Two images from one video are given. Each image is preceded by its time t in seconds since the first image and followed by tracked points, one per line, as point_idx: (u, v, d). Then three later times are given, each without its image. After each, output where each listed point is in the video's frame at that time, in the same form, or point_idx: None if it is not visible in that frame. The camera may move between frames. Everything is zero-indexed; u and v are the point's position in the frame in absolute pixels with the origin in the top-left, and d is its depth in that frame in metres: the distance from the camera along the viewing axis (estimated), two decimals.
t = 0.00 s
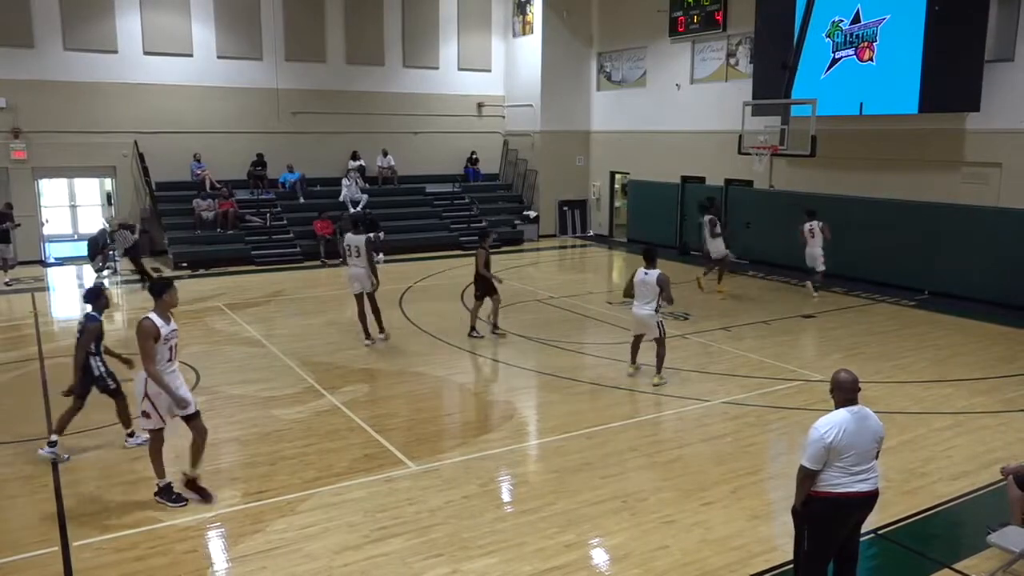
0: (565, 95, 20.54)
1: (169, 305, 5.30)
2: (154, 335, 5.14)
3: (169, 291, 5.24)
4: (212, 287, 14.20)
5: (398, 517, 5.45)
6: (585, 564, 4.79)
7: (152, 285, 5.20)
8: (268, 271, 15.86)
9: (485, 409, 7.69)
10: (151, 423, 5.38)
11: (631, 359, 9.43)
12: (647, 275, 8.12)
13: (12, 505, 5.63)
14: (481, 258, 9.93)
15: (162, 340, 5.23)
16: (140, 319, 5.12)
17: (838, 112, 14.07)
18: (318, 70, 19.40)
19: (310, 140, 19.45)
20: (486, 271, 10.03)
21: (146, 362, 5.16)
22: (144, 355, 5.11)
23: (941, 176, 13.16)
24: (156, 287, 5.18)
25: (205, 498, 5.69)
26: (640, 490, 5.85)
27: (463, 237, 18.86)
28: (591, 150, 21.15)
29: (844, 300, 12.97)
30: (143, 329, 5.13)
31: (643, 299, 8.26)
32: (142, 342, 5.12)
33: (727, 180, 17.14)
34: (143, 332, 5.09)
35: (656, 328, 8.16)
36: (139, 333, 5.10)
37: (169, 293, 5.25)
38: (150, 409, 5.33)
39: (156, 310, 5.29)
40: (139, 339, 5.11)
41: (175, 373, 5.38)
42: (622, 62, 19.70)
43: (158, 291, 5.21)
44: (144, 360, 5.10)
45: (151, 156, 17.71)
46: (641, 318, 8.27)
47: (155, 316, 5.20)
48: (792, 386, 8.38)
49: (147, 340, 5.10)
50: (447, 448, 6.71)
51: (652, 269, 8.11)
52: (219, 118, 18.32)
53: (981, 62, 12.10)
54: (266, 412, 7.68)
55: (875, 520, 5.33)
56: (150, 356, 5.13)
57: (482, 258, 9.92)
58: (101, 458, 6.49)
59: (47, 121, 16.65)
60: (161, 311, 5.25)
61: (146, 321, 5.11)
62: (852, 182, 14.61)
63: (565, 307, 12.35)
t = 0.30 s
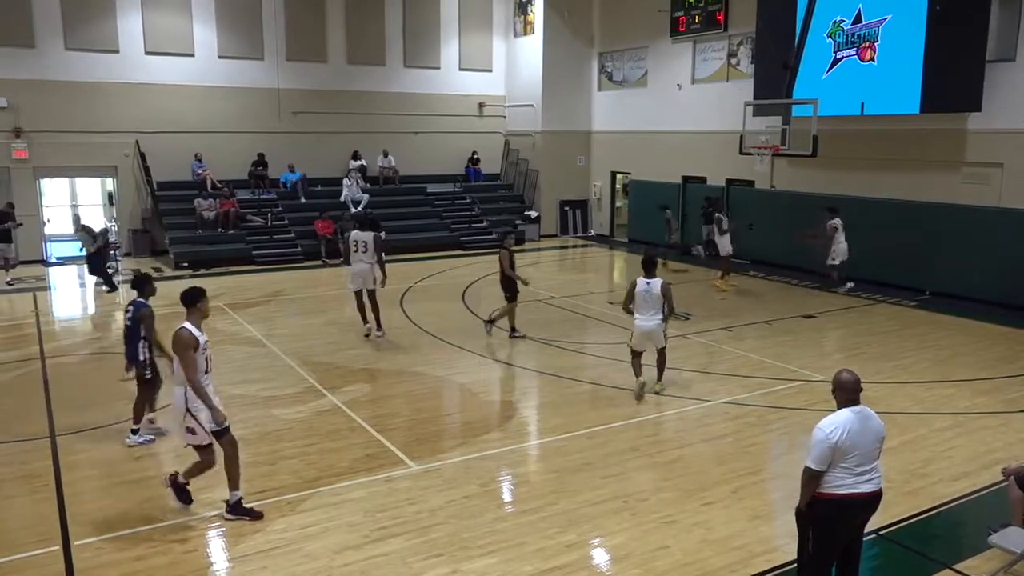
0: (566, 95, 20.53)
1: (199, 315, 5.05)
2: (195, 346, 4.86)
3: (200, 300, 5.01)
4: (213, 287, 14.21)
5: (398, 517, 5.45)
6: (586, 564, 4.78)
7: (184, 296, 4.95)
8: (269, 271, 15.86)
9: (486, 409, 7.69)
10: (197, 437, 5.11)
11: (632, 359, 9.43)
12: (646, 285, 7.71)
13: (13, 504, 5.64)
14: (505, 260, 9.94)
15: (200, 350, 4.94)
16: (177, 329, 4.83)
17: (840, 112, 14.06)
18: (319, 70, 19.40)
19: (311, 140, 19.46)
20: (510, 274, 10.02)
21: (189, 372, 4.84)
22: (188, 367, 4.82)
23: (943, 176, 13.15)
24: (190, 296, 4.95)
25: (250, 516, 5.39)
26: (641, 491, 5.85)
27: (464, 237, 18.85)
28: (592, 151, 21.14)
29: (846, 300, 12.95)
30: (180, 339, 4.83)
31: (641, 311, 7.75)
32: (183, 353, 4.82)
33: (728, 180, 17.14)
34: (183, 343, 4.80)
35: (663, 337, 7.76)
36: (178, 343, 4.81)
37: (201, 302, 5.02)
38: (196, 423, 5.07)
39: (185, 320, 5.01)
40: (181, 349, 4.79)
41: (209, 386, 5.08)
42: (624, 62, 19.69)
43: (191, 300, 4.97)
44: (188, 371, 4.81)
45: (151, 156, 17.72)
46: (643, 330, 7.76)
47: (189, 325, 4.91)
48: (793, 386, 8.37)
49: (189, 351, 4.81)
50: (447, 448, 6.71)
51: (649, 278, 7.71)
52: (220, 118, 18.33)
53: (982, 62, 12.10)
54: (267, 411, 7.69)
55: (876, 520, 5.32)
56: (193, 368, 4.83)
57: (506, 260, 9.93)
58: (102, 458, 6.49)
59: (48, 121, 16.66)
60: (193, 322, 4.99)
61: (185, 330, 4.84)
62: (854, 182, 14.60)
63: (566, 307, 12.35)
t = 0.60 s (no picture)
0: (576, 94, 20.50)
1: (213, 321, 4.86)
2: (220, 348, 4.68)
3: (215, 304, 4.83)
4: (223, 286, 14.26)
5: (407, 516, 5.45)
6: (594, 564, 4.78)
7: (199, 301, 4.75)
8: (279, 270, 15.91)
9: (495, 409, 7.69)
10: (237, 445, 4.81)
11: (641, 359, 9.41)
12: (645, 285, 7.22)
13: (25, 501, 5.68)
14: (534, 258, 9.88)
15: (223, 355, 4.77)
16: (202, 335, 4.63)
17: (851, 111, 14.00)
18: (329, 70, 19.45)
19: (321, 140, 19.50)
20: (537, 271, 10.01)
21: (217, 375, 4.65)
22: (217, 370, 4.61)
23: (955, 176, 13.06)
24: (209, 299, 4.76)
25: (260, 514, 5.42)
26: (650, 491, 5.84)
27: (474, 237, 18.86)
28: (602, 151, 21.11)
29: (857, 301, 12.89)
30: (206, 344, 4.64)
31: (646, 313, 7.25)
32: (212, 357, 4.63)
33: (739, 180, 17.09)
34: (210, 346, 4.62)
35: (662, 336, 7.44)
36: (206, 348, 4.62)
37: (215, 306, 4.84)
38: (236, 430, 4.79)
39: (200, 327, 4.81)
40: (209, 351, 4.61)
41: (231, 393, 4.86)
42: (633, 62, 19.66)
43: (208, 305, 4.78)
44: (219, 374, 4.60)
45: (162, 156, 17.80)
46: (652, 333, 7.28)
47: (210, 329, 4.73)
48: (803, 387, 8.34)
49: (217, 354, 4.63)
50: (456, 447, 6.71)
51: (646, 277, 7.27)
52: (231, 118, 18.39)
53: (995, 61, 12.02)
54: (277, 410, 7.71)
55: (887, 523, 5.30)
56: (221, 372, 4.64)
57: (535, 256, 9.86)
58: (112, 455, 6.53)
59: (60, 121, 16.76)
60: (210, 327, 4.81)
61: (208, 335, 4.65)
62: (864, 182, 14.54)
63: (575, 307, 12.34)
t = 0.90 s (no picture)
0: (596, 94, 20.45)
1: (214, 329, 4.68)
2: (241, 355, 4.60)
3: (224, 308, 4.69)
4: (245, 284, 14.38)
5: (427, 515, 5.47)
6: (614, 565, 4.77)
7: (211, 306, 4.56)
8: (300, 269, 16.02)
9: (515, 409, 7.70)
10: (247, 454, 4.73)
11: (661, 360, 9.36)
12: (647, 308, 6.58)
13: (51, 496, 5.75)
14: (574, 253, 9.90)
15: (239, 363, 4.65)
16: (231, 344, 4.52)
17: (874, 111, 13.88)
18: (351, 70, 19.55)
19: (342, 140, 19.60)
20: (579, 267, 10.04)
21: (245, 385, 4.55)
22: (245, 378, 4.53)
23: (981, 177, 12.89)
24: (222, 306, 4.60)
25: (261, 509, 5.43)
26: (670, 493, 5.81)
27: (493, 237, 18.87)
28: (622, 151, 21.05)
29: (879, 303, 12.76)
30: (229, 350, 4.53)
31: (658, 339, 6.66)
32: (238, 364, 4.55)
33: (761, 180, 16.99)
34: (237, 353, 4.54)
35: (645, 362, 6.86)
36: (233, 355, 4.53)
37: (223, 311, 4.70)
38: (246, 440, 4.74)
39: (209, 333, 4.63)
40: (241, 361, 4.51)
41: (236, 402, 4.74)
42: (654, 61, 19.59)
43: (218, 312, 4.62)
44: (248, 382, 4.53)
45: (185, 156, 17.98)
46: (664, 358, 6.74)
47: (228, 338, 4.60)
48: (825, 389, 8.27)
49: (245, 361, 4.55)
50: (476, 447, 6.72)
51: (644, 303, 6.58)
52: (253, 118, 18.54)
53: None
54: (299, 408, 7.76)
55: (910, 527, 5.24)
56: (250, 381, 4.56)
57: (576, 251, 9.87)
58: (137, 452, 6.60)
59: (86, 121, 16.98)
60: (220, 333, 4.66)
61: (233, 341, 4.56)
62: (888, 182, 14.38)
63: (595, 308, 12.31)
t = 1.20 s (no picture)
0: (627, 93, 20.35)
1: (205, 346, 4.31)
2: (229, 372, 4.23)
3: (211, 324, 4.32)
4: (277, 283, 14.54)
5: (455, 514, 5.48)
6: (642, 567, 4.73)
7: (195, 323, 4.21)
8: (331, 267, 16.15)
9: (544, 409, 7.69)
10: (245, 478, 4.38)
11: (692, 362, 9.29)
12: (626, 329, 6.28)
13: (87, 489, 5.86)
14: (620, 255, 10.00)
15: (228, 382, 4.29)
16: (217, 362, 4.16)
17: (911, 110, 13.64)
18: (383, 70, 19.68)
19: (373, 140, 19.73)
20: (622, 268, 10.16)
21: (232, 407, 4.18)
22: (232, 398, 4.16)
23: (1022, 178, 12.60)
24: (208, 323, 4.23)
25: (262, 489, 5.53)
26: (700, 495, 5.76)
27: (523, 237, 18.86)
28: (653, 151, 20.92)
29: (916, 306, 12.53)
30: (216, 369, 4.18)
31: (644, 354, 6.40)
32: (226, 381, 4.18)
33: (795, 181, 16.79)
34: (224, 370, 4.17)
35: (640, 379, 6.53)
36: (219, 373, 4.16)
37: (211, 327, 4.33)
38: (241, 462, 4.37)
39: (197, 351, 4.27)
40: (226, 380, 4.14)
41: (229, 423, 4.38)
42: (686, 61, 19.45)
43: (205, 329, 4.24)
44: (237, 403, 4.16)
45: (220, 155, 18.23)
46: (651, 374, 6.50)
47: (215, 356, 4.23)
48: (859, 393, 8.14)
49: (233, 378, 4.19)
50: (505, 447, 6.72)
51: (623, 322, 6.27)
52: (286, 118, 18.74)
53: None
54: (330, 406, 7.82)
55: (946, 534, 5.14)
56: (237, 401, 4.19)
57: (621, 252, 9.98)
58: (170, 447, 6.70)
59: (124, 121, 17.29)
60: (210, 350, 4.30)
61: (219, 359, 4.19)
62: (926, 183, 14.12)
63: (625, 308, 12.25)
